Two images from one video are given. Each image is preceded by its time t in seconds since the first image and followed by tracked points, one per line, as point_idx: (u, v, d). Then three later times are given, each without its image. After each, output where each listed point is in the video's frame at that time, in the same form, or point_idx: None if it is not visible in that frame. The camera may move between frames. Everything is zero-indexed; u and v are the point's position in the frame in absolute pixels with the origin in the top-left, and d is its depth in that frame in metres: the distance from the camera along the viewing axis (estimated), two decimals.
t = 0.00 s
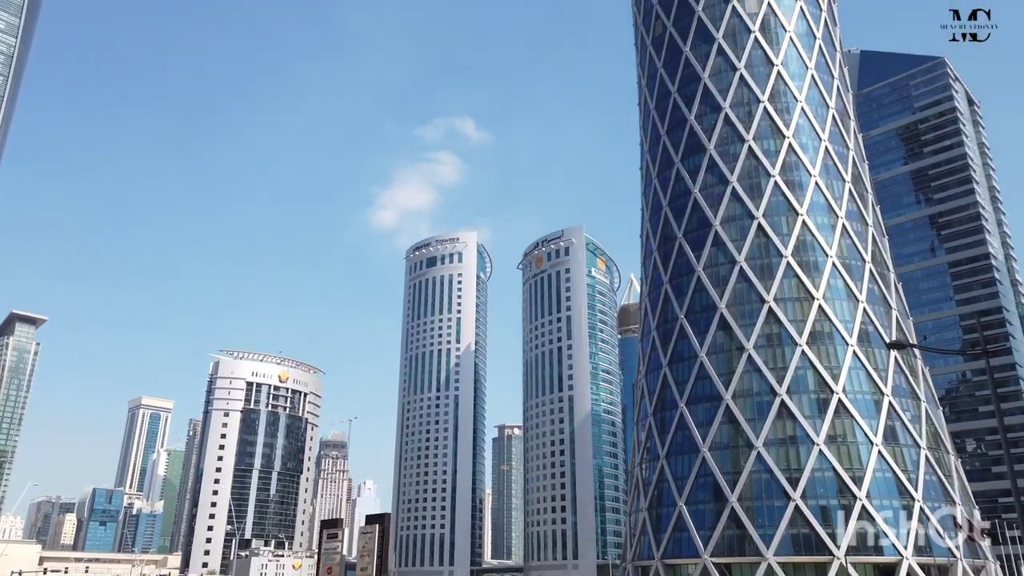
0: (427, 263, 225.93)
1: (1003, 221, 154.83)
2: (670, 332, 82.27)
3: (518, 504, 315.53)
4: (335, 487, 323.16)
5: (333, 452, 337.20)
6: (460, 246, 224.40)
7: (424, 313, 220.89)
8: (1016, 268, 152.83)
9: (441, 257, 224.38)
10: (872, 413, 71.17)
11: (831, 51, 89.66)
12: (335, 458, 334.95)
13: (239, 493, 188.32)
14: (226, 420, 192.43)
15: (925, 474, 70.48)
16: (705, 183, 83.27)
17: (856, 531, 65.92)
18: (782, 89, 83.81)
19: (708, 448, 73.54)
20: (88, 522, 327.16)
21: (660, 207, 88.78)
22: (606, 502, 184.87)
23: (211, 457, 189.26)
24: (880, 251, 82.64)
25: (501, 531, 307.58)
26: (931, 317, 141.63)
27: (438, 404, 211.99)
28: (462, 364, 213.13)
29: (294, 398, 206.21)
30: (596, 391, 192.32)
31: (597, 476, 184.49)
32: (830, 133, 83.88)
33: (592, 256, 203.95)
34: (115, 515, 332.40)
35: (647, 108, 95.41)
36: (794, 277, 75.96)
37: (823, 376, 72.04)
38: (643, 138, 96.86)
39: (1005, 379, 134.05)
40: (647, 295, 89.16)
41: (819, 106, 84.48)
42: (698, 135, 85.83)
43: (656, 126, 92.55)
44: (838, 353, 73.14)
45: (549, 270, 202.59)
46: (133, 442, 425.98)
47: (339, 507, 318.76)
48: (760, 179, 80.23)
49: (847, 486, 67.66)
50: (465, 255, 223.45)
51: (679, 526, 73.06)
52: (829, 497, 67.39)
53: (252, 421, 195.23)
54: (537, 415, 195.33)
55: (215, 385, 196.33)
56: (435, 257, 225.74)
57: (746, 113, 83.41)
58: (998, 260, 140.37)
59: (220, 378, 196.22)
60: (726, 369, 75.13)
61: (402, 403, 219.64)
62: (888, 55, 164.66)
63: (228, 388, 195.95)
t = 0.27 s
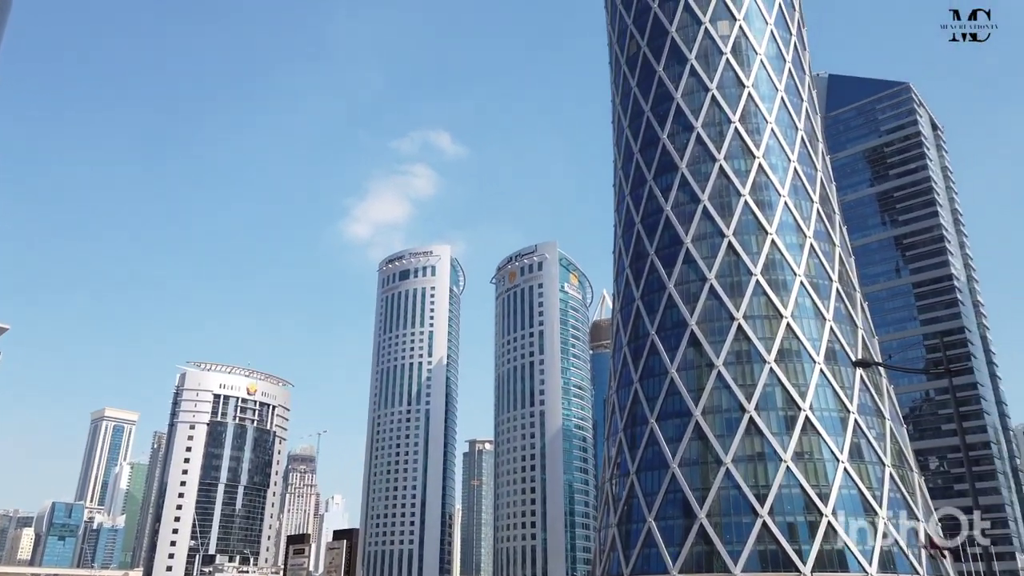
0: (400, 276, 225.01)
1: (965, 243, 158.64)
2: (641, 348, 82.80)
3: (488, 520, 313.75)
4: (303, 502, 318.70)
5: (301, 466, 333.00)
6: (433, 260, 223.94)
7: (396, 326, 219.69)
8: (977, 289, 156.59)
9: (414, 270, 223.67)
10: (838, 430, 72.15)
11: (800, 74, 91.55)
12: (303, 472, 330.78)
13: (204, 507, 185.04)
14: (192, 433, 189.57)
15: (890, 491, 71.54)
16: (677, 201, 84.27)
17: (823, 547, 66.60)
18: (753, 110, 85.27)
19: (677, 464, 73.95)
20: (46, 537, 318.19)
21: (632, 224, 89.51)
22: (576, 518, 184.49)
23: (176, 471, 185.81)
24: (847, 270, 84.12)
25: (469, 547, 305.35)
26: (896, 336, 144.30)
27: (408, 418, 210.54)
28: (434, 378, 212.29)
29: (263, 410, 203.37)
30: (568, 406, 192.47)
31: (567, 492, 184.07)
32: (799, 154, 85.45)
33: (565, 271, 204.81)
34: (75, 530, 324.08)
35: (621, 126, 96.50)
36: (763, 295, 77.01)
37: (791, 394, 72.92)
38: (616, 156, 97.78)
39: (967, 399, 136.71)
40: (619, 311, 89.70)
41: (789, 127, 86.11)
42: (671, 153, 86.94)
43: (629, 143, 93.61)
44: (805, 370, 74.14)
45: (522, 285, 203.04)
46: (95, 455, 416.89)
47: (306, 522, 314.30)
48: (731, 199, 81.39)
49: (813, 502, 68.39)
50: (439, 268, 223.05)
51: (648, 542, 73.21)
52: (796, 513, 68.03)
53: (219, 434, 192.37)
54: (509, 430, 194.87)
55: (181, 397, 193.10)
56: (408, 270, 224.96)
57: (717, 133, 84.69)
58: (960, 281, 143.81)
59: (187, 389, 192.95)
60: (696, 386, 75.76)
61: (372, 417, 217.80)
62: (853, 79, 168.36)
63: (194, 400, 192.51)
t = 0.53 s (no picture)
0: (372, 290, 223.70)
1: (929, 266, 162.03)
2: (612, 365, 83.12)
3: (457, 538, 311.04)
4: (269, 519, 313.24)
5: (268, 482, 327.97)
6: (406, 274, 222.99)
7: (367, 341, 218.03)
8: (941, 311, 159.89)
9: (386, 284, 222.54)
10: (805, 449, 72.90)
11: (770, 98, 93.22)
12: (270, 488, 325.74)
13: (166, 524, 181.10)
14: (156, 448, 185.81)
15: (855, 509, 72.36)
16: (650, 220, 85.07)
17: (789, 566, 67.03)
18: (724, 132, 86.57)
19: (647, 481, 74.14)
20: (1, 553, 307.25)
21: (605, 241, 90.15)
22: (546, 535, 183.49)
23: (139, 486, 182.31)
24: (815, 291, 85.37)
25: (438, 565, 302.29)
26: (861, 356, 146.55)
27: (378, 434, 208.55)
28: (405, 393, 211.04)
29: (230, 425, 199.71)
30: (539, 422, 192.07)
31: (537, 509, 183.19)
32: (768, 176, 86.82)
33: (538, 288, 205.23)
34: (32, 546, 315.04)
35: (595, 144, 97.35)
36: (733, 314, 77.83)
37: (759, 412, 73.60)
38: (590, 174, 98.52)
39: (930, 419, 139.06)
40: (591, 328, 90.02)
41: (759, 149, 87.51)
42: (643, 173, 87.83)
43: (603, 162, 94.42)
44: (773, 390, 74.92)
45: (495, 301, 203.06)
46: (55, 469, 406.80)
47: (272, 539, 308.89)
48: (702, 219, 82.34)
49: (780, 521, 68.89)
50: (412, 282, 222.22)
51: (618, 560, 73.17)
52: (763, 531, 68.46)
53: (185, 448, 188.98)
54: (479, 446, 193.97)
55: (146, 410, 189.67)
56: (381, 284, 223.73)
57: (689, 153, 85.79)
58: (924, 303, 146.74)
59: (152, 403, 189.55)
60: (666, 404, 76.19)
61: (341, 432, 215.49)
62: (822, 103, 171.65)
63: (159, 413, 189.28)
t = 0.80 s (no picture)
0: (344, 307, 222.07)
1: (895, 292, 165.21)
2: (584, 386, 83.26)
3: (425, 560, 307.56)
4: (233, 540, 306.94)
5: (233, 502, 321.51)
6: (379, 292, 221.79)
7: (338, 359, 216.00)
8: (905, 337, 162.80)
9: (359, 302, 221.10)
10: (773, 472, 73.44)
11: (741, 124, 94.85)
12: (235, 508, 319.35)
13: (127, 544, 175.91)
14: (118, 465, 181.69)
15: (822, 532, 72.93)
16: (622, 242, 85.81)
17: None
18: (696, 157, 87.83)
19: (617, 503, 74.09)
20: None
21: (578, 263, 90.66)
22: (515, 558, 181.84)
23: (100, 505, 178.01)
24: (783, 315, 86.53)
25: None
26: (828, 380, 148.41)
27: (347, 454, 205.98)
28: (375, 412, 209.24)
29: (195, 444, 195.94)
30: (510, 443, 191.11)
31: (507, 530, 181.77)
32: (738, 201, 88.14)
33: (511, 307, 205.45)
34: None
35: (569, 166, 98.21)
36: (703, 336, 78.54)
37: (728, 434, 74.11)
38: (564, 195, 99.24)
39: (895, 443, 141.01)
40: (564, 349, 90.20)
41: (730, 175, 88.88)
42: (617, 195, 88.70)
43: (577, 184, 95.22)
44: (742, 412, 75.52)
45: (468, 320, 202.85)
46: (11, 488, 395.29)
47: (236, 561, 302.49)
48: (673, 242, 83.24)
49: (748, 543, 69.19)
50: (384, 301, 221.11)
51: None
52: (732, 554, 68.67)
53: (148, 467, 184.92)
54: (450, 467, 192.48)
55: (109, 427, 185.40)
56: (353, 301, 222.21)
57: (662, 177, 86.84)
58: (889, 328, 149.33)
59: (115, 420, 185.66)
60: (637, 425, 76.42)
61: (309, 452, 212.60)
62: (791, 131, 174.95)
63: (122, 430, 185.17)
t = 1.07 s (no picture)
0: (316, 329, 220.04)
1: (862, 321, 167.82)
2: (556, 411, 83.15)
3: None
4: (196, 566, 299.49)
5: (197, 527, 314.20)
6: (352, 313, 220.40)
7: (308, 381, 213.45)
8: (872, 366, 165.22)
9: (331, 323, 219.31)
10: (743, 499, 73.71)
11: (713, 154, 96.36)
12: (198, 533, 312.04)
13: (84, 570, 171.48)
14: (78, 488, 177.70)
15: (791, 560, 73.23)
16: (596, 267, 86.36)
17: None
18: (669, 186, 88.96)
19: (588, 530, 73.79)
20: None
21: (552, 287, 90.97)
22: None
23: (58, 529, 174.01)
24: (753, 342, 87.42)
25: None
26: (797, 408, 149.94)
27: (315, 478, 202.84)
28: (345, 436, 206.77)
29: (159, 466, 191.39)
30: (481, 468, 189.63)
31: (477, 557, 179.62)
32: (710, 230, 89.24)
33: (485, 331, 205.21)
34: None
35: (544, 192, 98.89)
36: (675, 363, 79.02)
37: (699, 461, 74.34)
38: (539, 220, 99.80)
39: (862, 471, 142.44)
40: (536, 374, 90.16)
41: (702, 204, 90.11)
42: (591, 221, 89.40)
43: (552, 209, 95.88)
44: (713, 439, 75.87)
45: (441, 343, 202.13)
46: None
47: None
48: (646, 268, 83.94)
49: (718, 571, 69.18)
50: (357, 322, 219.67)
51: None
52: None
53: (109, 490, 180.47)
54: (420, 492, 190.39)
55: (70, 449, 181.79)
56: (325, 323, 220.31)
57: (635, 205, 87.77)
58: (857, 357, 151.48)
59: (76, 442, 181.87)
60: (609, 451, 76.40)
61: (277, 475, 209.03)
62: (761, 161, 177.97)
63: (84, 453, 181.25)
